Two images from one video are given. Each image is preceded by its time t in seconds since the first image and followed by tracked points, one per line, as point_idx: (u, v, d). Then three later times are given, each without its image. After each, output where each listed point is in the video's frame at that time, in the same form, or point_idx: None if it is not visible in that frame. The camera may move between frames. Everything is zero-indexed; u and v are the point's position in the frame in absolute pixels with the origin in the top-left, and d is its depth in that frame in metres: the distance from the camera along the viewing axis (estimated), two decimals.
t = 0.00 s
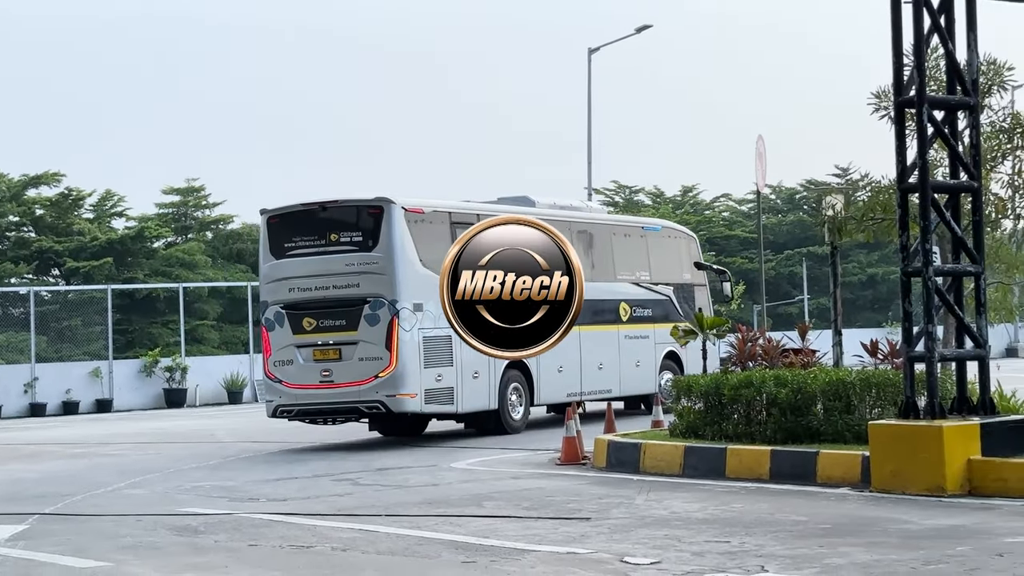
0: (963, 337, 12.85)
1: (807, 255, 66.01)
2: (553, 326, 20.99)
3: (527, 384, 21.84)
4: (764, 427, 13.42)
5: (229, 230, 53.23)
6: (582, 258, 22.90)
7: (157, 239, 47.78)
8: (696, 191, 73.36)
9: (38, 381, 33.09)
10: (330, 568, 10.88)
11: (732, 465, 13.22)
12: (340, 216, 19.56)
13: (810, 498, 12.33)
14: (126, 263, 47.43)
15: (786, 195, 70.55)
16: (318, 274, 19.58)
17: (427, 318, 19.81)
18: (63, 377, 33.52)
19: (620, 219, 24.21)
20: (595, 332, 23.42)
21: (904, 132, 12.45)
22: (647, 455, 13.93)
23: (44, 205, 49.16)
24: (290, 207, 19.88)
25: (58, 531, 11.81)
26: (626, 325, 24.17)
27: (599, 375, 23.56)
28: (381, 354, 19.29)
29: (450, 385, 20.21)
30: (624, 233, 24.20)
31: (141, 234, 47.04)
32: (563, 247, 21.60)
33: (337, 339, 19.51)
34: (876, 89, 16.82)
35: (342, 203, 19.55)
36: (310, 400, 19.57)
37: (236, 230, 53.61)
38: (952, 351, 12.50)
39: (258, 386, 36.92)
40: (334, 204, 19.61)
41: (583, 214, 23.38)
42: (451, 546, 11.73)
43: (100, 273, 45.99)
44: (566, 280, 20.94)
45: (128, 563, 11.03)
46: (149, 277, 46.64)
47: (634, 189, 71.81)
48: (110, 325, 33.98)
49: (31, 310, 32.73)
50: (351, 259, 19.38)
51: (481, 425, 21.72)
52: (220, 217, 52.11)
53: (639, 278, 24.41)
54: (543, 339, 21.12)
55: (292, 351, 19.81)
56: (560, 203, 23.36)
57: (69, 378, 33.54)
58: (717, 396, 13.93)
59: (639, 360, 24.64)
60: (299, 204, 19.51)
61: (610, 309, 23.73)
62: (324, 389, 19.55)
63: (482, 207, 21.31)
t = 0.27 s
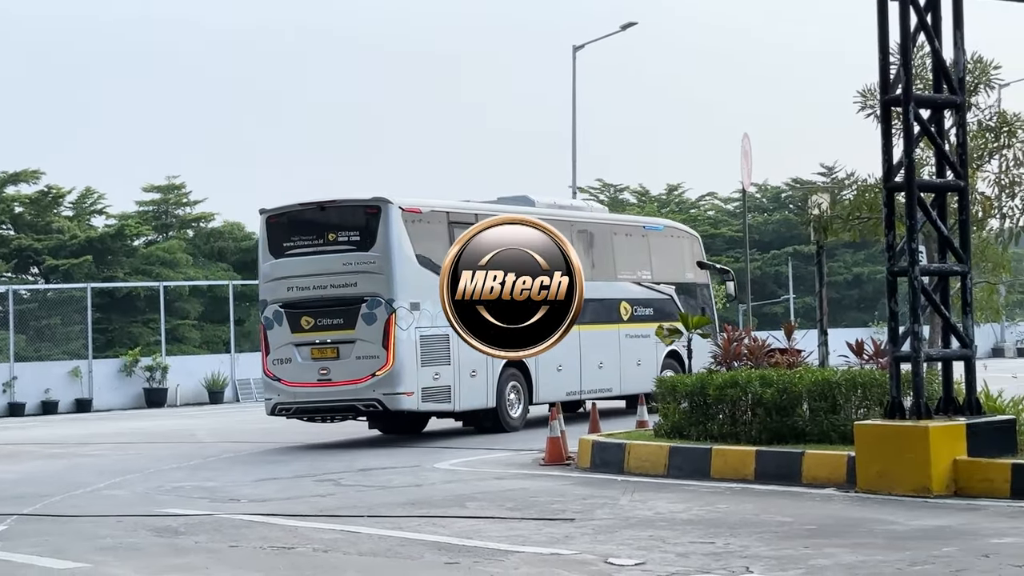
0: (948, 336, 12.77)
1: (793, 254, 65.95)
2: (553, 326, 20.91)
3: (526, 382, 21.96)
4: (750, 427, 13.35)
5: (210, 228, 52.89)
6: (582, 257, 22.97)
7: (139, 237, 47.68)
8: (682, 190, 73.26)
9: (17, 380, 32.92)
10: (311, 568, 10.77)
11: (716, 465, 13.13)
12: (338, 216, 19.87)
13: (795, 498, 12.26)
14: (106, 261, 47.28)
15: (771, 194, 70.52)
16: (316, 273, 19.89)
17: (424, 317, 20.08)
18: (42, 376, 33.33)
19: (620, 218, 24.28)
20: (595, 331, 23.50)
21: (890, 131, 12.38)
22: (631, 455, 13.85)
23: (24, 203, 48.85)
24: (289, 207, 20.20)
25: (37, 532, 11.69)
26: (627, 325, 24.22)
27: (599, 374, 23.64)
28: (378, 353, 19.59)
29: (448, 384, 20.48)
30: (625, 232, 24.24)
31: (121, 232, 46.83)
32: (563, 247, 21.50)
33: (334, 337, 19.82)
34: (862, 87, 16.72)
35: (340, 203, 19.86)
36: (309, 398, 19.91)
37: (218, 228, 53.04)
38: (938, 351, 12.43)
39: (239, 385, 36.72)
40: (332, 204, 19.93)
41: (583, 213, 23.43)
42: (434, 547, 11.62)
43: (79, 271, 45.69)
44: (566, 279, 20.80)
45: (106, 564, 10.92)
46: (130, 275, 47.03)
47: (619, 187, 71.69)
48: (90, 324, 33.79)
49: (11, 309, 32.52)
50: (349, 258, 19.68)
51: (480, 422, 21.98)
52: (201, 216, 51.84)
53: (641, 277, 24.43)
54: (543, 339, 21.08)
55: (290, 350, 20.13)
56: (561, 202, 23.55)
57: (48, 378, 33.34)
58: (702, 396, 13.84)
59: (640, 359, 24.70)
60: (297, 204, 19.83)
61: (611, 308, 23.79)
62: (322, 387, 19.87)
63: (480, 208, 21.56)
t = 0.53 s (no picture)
0: (937, 336, 12.63)
1: (780, 253, 65.82)
2: (553, 326, 20.49)
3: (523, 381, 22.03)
4: (735, 428, 13.20)
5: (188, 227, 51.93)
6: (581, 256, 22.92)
7: (114, 234, 46.93)
8: (667, 188, 73.07)
9: None
10: (289, 572, 10.58)
11: (702, 466, 12.98)
12: (335, 215, 19.95)
13: (782, 500, 12.10)
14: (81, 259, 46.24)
15: (757, 192, 70.40)
16: (312, 273, 19.99)
17: (420, 317, 20.18)
18: (18, 376, 33.05)
19: (621, 217, 24.18)
20: (595, 330, 23.47)
21: (878, 128, 12.24)
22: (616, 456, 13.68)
23: None
24: (286, 206, 20.29)
25: (11, 535, 11.47)
26: (627, 324, 24.16)
27: (598, 373, 23.63)
28: (373, 352, 19.73)
29: (444, 383, 20.60)
30: (628, 232, 24.15)
31: (96, 229, 46.28)
32: (564, 246, 20.97)
33: (331, 336, 19.96)
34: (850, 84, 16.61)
35: (336, 202, 19.94)
36: (306, 397, 20.08)
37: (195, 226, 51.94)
38: (926, 351, 12.30)
39: (218, 385, 36.44)
40: (329, 203, 20.00)
41: (583, 213, 23.37)
42: (415, 550, 11.44)
43: (54, 271, 45.18)
44: (567, 280, 20.28)
45: (81, 568, 10.71)
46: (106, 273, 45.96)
47: (603, 185, 71.48)
48: (67, 323, 33.50)
49: None
50: (345, 257, 19.77)
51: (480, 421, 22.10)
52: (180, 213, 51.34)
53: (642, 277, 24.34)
54: (543, 339, 20.63)
55: (287, 349, 20.29)
56: (560, 202, 23.53)
57: (23, 378, 33.05)
58: (688, 396, 13.67)
59: (641, 359, 24.66)
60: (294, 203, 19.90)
61: (610, 308, 23.75)
62: (319, 385, 20.04)
63: (480, 208, 21.67)
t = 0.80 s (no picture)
0: (924, 337, 12.47)
1: (766, 252, 65.62)
2: (552, 327, 20.62)
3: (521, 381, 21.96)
4: (720, 429, 13.06)
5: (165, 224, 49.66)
6: (582, 255, 22.80)
7: (89, 232, 44.92)
8: (652, 186, 72.82)
9: None
10: None
11: (686, 468, 12.82)
12: (332, 215, 19.87)
13: (767, 502, 11.95)
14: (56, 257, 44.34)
15: (743, 191, 70.21)
16: (310, 273, 19.90)
17: (417, 317, 20.05)
18: None
19: (623, 216, 24.00)
20: (595, 330, 23.35)
21: (865, 126, 12.08)
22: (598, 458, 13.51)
23: None
24: (283, 206, 20.22)
25: None
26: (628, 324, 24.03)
27: (598, 373, 23.52)
28: (370, 352, 19.59)
29: (441, 384, 20.45)
30: (630, 231, 24.01)
31: (72, 227, 43.99)
32: (563, 247, 21.16)
33: (327, 337, 19.85)
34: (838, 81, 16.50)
35: (333, 202, 19.86)
36: (302, 397, 19.95)
37: (173, 224, 50.38)
38: (913, 352, 12.14)
39: (194, 386, 35.90)
40: (326, 203, 19.92)
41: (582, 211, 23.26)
42: (395, 553, 11.26)
43: (29, 268, 42.96)
44: (566, 280, 20.51)
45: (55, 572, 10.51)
46: (81, 273, 44.12)
47: (589, 184, 71.20)
48: (42, 322, 33.09)
49: None
50: (342, 257, 19.68)
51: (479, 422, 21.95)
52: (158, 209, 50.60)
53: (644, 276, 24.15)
54: (543, 339, 20.69)
55: (284, 349, 20.18)
56: (561, 201, 23.38)
57: None
58: (672, 397, 13.51)
59: (642, 359, 24.53)
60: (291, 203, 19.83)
61: (611, 308, 23.61)
62: (315, 386, 19.91)
63: (480, 207, 21.58)
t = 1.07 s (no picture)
0: (910, 337, 12.35)
1: (751, 252, 65.37)
2: (553, 326, 20.66)
3: (519, 381, 21.99)
4: (704, 431, 12.95)
5: (141, 223, 48.02)
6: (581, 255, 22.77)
7: (64, 230, 43.55)
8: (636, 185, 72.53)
9: None
10: None
11: (670, 470, 12.69)
12: (328, 216, 19.97)
13: (751, 504, 11.82)
14: (31, 256, 42.88)
15: (728, 190, 69.97)
16: (306, 273, 20.01)
17: (413, 318, 20.12)
18: None
19: (624, 216, 23.91)
20: (595, 330, 23.32)
21: (850, 123, 11.96)
22: (581, 459, 13.37)
23: None
24: (279, 207, 20.32)
25: None
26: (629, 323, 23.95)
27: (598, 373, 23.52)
28: (366, 353, 19.68)
29: (437, 384, 20.52)
30: (630, 231, 23.91)
31: (46, 224, 42.85)
32: (563, 247, 21.14)
33: (324, 337, 19.94)
34: (824, 80, 16.50)
35: (329, 203, 19.96)
36: (298, 397, 20.02)
37: (147, 221, 48.25)
38: (899, 352, 12.02)
39: (172, 387, 34.49)
40: (322, 204, 20.03)
41: (581, 211, 23.24)
42: (375, 556, 11.10)
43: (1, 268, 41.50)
44: (567, 280, 20.50)
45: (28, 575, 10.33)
46: (56, 271, 42.74)
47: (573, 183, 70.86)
48: (15, 322, 32.53)
49: None
50: (338, 258, 19.79)
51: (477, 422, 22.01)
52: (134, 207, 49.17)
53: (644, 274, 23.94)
54: (543, 339, 20.81)
55: (281, 349, 20.27)
56: (559, 202, 23.38)
57: None
58: (655, 398, 13.37)
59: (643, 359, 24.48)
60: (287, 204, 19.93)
61: (612, 308, 23.52)
62: (311, 386, 19.98)
63: (478, 208, 21.55)
